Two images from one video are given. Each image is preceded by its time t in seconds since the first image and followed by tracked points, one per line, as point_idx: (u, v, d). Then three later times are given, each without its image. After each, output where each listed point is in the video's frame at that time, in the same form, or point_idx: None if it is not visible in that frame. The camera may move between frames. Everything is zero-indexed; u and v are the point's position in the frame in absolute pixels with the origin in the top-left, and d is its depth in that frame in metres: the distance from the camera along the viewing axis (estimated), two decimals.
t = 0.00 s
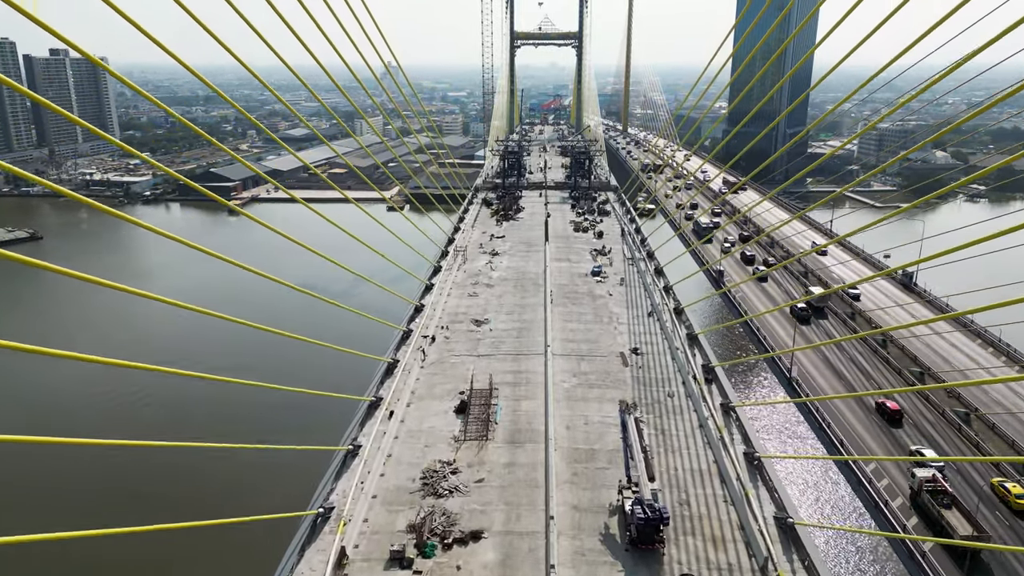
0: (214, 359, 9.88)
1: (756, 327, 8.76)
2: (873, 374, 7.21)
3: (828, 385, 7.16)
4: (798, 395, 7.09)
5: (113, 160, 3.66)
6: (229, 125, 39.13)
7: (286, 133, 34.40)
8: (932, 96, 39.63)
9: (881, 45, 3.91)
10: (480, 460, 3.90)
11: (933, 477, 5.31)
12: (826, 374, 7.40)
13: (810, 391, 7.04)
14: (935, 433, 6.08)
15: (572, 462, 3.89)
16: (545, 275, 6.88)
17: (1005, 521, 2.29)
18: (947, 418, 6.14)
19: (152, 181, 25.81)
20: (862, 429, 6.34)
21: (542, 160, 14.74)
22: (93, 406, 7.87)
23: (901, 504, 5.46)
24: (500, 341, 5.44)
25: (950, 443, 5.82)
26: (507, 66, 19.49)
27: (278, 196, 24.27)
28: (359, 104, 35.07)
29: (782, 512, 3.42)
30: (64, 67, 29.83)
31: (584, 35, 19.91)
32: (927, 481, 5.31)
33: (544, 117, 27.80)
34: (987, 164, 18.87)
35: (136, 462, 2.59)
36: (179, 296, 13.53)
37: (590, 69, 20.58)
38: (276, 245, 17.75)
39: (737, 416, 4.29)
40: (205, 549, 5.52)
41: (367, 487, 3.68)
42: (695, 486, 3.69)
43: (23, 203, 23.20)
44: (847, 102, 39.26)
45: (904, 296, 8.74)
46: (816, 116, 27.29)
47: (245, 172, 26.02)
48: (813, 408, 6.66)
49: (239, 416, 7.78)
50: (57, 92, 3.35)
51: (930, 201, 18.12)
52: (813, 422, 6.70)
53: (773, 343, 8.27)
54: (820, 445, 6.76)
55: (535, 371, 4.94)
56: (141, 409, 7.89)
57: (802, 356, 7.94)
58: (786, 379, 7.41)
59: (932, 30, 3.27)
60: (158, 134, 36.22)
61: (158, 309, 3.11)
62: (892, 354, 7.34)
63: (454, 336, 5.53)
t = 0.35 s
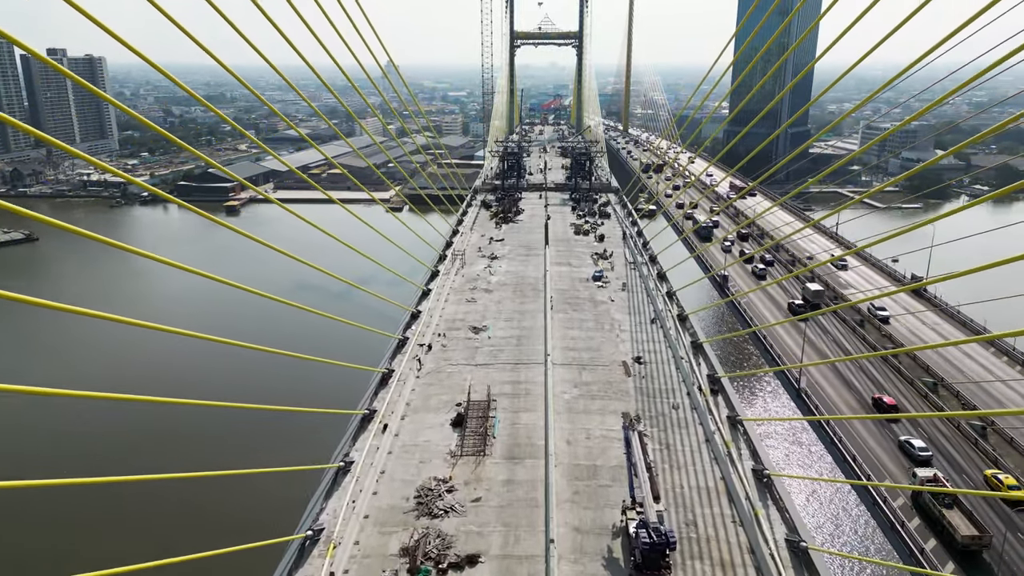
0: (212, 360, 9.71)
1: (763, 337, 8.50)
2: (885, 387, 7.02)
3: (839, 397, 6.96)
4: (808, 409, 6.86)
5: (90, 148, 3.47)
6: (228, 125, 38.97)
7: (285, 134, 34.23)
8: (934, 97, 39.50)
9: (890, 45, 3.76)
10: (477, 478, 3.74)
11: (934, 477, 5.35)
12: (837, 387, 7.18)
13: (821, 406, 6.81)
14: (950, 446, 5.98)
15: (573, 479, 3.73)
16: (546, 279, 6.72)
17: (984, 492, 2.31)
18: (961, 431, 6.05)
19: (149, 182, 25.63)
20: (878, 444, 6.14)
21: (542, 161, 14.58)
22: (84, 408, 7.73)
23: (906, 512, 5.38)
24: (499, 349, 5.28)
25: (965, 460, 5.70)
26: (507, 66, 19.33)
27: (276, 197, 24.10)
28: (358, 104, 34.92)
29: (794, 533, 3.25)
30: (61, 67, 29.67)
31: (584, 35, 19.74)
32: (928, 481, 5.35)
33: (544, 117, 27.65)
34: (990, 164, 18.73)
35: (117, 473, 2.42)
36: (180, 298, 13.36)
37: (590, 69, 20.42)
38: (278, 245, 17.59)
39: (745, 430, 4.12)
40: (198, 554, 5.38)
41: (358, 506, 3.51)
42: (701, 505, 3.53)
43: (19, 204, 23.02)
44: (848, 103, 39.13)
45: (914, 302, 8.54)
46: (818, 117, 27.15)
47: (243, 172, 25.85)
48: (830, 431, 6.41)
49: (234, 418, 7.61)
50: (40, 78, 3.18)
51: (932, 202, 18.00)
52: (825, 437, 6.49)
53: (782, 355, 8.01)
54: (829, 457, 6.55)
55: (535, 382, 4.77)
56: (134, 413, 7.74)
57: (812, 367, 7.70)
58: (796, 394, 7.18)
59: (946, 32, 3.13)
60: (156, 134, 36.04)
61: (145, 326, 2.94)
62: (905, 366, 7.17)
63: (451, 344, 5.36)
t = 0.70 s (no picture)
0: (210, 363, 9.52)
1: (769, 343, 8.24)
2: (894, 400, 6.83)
3: (849, 408, 6.74)
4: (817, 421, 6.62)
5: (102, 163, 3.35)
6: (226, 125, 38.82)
7: (284, 134, 34.05)
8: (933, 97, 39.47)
9: (902, 46, 3.64)
10: (474, 497, 3.57)
11: (934, 477, 5.20)
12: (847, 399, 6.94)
13: (831, 417, 6.57)
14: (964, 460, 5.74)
15: (574, 499, 3.56)
16: (545, 284, 6.56)
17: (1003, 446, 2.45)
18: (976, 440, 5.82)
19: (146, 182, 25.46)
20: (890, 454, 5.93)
21: (542, 162, 14.42)
22: (76, 415, 7.57)
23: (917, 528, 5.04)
24: (497, 358, 5.11)
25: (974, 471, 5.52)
26: (507, 67, 19.17)
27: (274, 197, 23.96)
28: (357, 105, 34.79)
29: (806, 557, 3.10)
30: (59, 67, 29.49)
31: (584, 35, 19.57)
32: (929, 481, 5.21)
33: (543, 117, 27.52)
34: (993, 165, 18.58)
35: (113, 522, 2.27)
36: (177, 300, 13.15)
37: (590, 69, 20.24)
38: (277, 247, 17.40)
39: (754, 445, 3.96)
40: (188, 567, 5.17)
41: (349, 528, 3.35)
42: (709, 526, 3.36)
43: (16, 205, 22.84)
44: (848, 103, 39.06)
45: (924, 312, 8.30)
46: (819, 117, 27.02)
47: (241, 172, 25.69)
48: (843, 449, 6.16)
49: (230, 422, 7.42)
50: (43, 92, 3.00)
51: (935, 203, 17.85)
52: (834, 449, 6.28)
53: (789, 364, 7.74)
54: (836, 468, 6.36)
55: (535, 394, 4.59)
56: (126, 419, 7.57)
57: (819, 375, 7.46)
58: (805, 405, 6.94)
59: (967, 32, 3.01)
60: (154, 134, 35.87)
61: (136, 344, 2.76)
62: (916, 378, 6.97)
63: (448, 353, 5.20)
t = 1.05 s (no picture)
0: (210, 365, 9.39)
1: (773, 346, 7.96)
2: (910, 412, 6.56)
3: (861, 420, 6.51)
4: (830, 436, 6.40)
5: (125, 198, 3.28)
6: (225, 125, 38.65)
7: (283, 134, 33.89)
8: (934, 97, 39.42)
9: (925, 46, 3.45)
10: (470, 517, 3.41)
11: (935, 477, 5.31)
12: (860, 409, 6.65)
13: (843, 431, 6.38)
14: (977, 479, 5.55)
15: (576, 519, 3.39)
16: (545, 290, 6.39)
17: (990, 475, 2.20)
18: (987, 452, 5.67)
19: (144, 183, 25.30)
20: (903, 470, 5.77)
21: (542, 163, 14.24)
22: (65, 422, 7.42)
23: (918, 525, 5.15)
24: (496, 367, 4.94)
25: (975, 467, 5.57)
26: (507, 67, 19.00)
27: (273, 198, 23.81)
28: (357, 105, 34.63)
29: None
30: (56, 66, 29.30)
31: (584, 34, 19.38)
32: (931, 480, 5.31)
33: (544, 117, 27.35)
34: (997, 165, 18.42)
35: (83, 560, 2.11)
36: (177, 301, 13.02)
37: (591, 69, 20.04)
38: (278, 248, 17.27)
39: (762, 460, 3.80)
40: None
41: (338, 550, 3.18)
42: (717, 549, 3.20)
43: (13, 206, 22.68)
44: (850, 103, 38.91)
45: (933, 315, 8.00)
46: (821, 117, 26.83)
47: (239, 173, 25.52)
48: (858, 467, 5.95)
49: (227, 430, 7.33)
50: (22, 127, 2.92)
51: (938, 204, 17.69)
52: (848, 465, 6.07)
53: (798, 374, 7.46)
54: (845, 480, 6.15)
55: (534, 406, 4.42)
56: (117, 426, 7.42)
57: (829, 385, 7.19)
58: (817, 419, 6.71)
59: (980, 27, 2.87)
60: (153, 134, 35.69)
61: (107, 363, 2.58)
62: (929, 386, 6.68)
63: (445, 362, 5.03)
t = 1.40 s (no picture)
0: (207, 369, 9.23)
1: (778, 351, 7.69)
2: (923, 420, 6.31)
3: (874, 432, 6.33)
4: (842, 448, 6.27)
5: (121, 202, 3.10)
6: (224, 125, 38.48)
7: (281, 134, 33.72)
8: (935, 99, 39.40)
9: (945, 46, 3.27)
10: (466, 539, 3.24)
11: (937, 473, 5.37)
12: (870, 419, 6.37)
13: (855, 443, 6.26)
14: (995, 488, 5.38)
15: (577, 541, 3.22)
16: (545, 294, 6.22)
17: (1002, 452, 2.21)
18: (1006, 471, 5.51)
19: (142, 183, 25.13)
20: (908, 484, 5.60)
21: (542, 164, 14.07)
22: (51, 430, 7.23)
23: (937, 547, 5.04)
24: (494, 376, 4.77)
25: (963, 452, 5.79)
26: (507, 67, 18.84)
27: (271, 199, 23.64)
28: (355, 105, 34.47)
29: None
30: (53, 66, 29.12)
31: (585, 34, 19.22)
32: (932, 478, 5.36)
33: (544, 117, 27.20)
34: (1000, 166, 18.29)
35: None
36: (174, 304, 12.83)
37: (592, 68, 19.84)
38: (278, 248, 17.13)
39: (773, 477, 3.63)
40: None
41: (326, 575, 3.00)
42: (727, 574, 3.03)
43: (9, 206, 22.51)
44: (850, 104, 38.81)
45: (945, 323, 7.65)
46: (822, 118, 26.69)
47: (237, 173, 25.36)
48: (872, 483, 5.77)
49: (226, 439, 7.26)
50: (4, 133, 2.72)
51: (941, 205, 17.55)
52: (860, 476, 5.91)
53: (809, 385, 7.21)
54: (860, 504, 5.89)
55: (534, 417, 4.25)
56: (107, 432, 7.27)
57: (840, 394, 6.98)
58: (828, 431, 6.58)
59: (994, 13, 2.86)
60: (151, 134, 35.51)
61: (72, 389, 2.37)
62: (943, 396, 6.48)
63: (441, 370, 4.86)
